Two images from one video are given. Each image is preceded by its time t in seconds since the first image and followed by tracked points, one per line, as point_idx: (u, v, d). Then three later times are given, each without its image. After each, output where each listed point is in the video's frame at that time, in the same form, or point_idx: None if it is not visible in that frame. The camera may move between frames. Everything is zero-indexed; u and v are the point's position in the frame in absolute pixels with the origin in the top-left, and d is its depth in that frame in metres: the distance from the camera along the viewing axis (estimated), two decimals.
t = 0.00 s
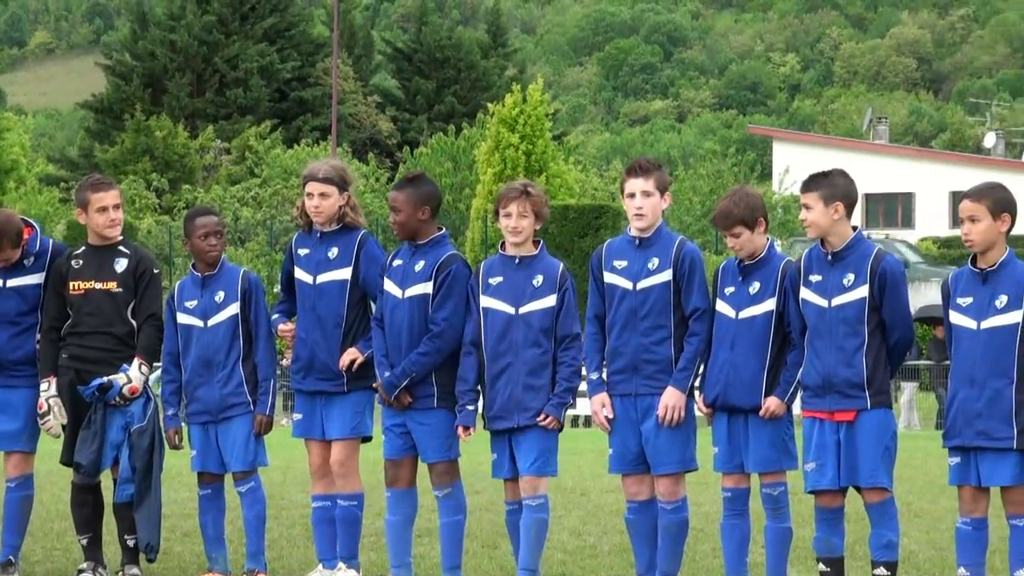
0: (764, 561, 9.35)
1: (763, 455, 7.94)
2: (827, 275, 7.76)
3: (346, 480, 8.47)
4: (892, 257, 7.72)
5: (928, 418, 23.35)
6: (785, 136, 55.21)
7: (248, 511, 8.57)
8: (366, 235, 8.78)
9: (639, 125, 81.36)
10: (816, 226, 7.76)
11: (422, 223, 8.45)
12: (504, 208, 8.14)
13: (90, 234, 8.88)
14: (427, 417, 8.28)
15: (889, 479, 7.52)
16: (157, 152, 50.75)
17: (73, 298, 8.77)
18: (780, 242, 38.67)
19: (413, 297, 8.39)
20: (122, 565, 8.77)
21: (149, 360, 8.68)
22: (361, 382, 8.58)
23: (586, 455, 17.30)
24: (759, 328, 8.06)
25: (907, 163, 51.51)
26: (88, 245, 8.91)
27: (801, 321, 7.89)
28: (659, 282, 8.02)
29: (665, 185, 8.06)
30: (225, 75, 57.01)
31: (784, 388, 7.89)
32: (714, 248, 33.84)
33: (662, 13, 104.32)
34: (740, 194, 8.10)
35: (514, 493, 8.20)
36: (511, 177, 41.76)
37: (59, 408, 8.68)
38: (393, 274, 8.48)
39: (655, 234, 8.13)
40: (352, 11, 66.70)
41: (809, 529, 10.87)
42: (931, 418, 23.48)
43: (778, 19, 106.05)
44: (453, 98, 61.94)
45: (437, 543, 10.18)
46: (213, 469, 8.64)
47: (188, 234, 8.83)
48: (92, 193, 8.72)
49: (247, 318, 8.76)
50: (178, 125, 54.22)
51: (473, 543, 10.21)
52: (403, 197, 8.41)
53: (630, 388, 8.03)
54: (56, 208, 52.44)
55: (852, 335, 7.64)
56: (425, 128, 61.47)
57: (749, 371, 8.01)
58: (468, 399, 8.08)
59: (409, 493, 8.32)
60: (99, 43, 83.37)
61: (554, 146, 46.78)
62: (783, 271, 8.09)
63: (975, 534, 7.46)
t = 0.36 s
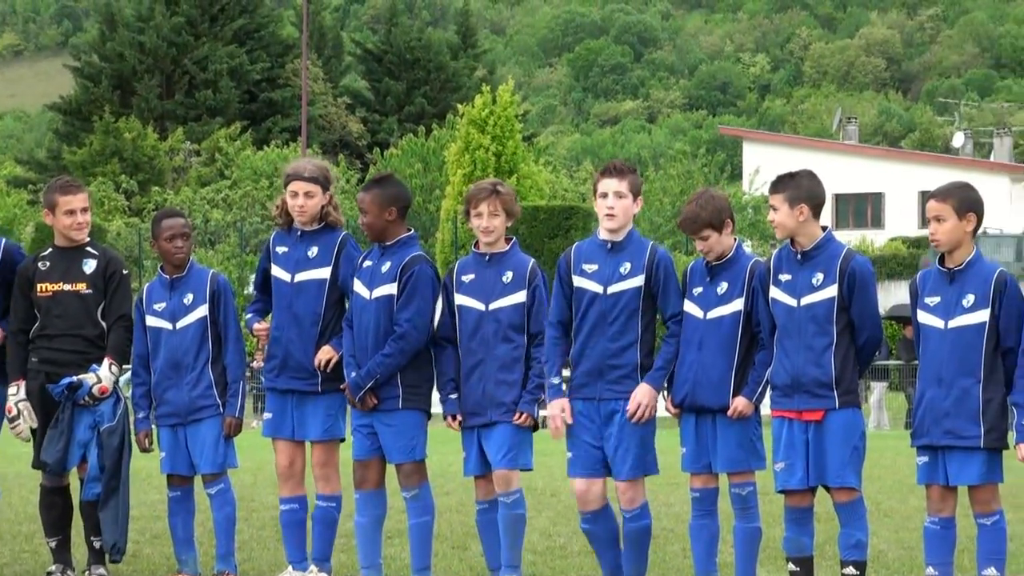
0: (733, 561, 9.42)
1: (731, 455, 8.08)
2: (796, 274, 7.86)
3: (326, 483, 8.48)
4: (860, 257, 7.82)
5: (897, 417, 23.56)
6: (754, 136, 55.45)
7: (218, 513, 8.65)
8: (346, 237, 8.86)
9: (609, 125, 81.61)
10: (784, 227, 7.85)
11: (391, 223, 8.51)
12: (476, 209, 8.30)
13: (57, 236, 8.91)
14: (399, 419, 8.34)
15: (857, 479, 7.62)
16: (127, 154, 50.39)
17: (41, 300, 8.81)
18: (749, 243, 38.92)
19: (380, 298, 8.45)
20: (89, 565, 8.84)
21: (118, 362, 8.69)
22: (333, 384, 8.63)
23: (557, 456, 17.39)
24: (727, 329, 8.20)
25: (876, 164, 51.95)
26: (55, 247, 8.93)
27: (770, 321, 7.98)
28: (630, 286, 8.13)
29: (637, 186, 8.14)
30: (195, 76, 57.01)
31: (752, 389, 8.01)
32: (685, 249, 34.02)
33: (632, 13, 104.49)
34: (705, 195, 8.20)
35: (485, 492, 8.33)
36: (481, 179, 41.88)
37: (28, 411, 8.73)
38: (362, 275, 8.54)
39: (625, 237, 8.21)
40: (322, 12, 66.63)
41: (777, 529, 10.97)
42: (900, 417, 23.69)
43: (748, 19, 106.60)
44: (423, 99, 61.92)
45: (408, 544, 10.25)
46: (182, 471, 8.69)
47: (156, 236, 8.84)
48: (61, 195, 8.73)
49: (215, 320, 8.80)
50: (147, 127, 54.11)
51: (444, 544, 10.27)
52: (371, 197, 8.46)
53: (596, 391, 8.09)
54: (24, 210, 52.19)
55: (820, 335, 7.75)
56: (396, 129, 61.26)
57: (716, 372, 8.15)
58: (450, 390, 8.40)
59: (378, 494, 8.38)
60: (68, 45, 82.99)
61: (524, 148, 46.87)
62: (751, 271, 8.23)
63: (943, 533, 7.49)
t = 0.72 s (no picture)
0: (707, 559, 9.41)
1: (705, 453, 8.12)
2: (769, 271, 7.88)
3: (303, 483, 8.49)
4: (832, 254, 7.84)
5: (870, 413, 23.69)
6: (728, 134, 55.47)
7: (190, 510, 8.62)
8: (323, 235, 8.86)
9: (582, 123, 81.62)
10: (757, 224, 7.88)
11: (360, 221, 8.46)
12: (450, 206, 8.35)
13: (35, 231, 8.90)
14: (372, 416, 8.32)
15: (830, 477, 7.62)
16: (98, 152, 50.17)
17: (15, 296, 8.80)
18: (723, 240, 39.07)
19: (347, 299, 8.43)
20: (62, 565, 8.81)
21: (83, 358, 8.57)
22: (306, 382, 8.60)
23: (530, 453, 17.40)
24: (700, 325, 8.26)
25: (847, 162, 52.17)
26: (33, 243, 8.92)
27: (743, 318, 8.01)
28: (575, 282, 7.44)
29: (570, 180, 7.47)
30: (168, 74, 56.49)
31: (724, 385, 8.03)
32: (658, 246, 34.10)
33: (604, 11, 104.51)
34: (678, 190, 8.25)
35: (458, 491, 8.26)
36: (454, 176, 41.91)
37: None
38: (326, 274, 8.50)
39: (568, 231, 7.52)
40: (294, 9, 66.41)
41: (751, 527, 10.96)
42: (873, 414, 23.82)
43: (720, 17, 106.96)
44: (396, 97, 61.89)
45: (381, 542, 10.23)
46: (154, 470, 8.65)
47: (129, 234, 8.79)
48: (40, 188, 8.69)
49: (188, 319, 8.78)
50: (119, 124, 53.94)
51: (417, 542, 10.27)
52: (339, 197, 8.38)
53: (540, 383, 7.33)
54: None
55: (792, 331, 7.76)
56: (368, 127, 61.58)
57: (689, 371, 8.19)
58: (421, 393, 8.41)
59: (350, 491, 8.35)
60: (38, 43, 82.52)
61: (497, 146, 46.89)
62: (723, 268, 8.29)
63: (915, 530, 7.51)
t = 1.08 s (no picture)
0: (680, 555, 9.42)
1: (678, 449, 8.14)
2: (743, 268, 7.89)
3: (278, 477, 8.48)
4: (806, 250, 7.86)
5: (843, 409, 23.80)
6: (702, 131, 55.39)
7: (165, 508, 8.61)
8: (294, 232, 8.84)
9: (557, 119, 81.68)
10: (734, 220, 7.85)
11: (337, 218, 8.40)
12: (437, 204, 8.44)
13: None
14: (359, 410, 8.32)
15: (804, 473, 7.65)
16: (71, 148, 49.76)
17: None
18: (697, 237, 39.20)
19: (330, 299, 8.38)
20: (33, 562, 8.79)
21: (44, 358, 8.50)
22: (278, 381, 8.55)
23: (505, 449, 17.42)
24: (673, 320, 8.27)
25: (819, 159, 52.38)
26: None
27: (717, 315, 8.02)
28: (497, 262, 7.19)
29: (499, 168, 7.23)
30: (141, 71, 56.48)
31: (698, 381, 8.05)
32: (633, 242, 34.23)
33: (578, 7, 104.56)
34: (657, 184, 8.24)
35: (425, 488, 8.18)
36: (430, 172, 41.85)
37: None
38: (297, 271, 8.43)
39: (495, 213, 7.27)
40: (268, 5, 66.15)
41: (725, 523, 11.00)
42: (846, 410, 23.92)
43: (695, 14, 107.26)
44: (370, 94, 61.87)
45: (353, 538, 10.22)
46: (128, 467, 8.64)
47: (96, 232, 8.71)
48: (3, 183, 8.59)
49: (162, 316, 8.75)
50: (92, 120, 53.59)
51: (389, 538, 10.26)
52: (318, 198, 8.26)
53: (448, 359, 7.07)
54: None
55: (766, 328, 7.77)
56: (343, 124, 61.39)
57: (663, 366, 8.21)
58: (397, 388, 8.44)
59: (327, 489, 8.33)
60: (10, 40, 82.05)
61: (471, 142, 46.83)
62: (696, 264, 8.30)
63: (888, 525, 7.55)
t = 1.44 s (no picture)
0: (656, 554, 9.42)
1: (653, 447, 8.15)
2: (720, 266, 7.90)
3: (240, 474, 8.42)
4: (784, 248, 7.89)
5: (819, 407, 23.89)
6: (679, 129, 55.37)
7: (140, 506, 8.56)
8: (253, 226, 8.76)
9: (533, 118, 81.71)
10: (713, 220, 7.85)
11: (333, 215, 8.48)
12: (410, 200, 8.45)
13: None
14: (336, 410, 8.32)
15: (782, 472, 7.68)
16: (47, 146, 49.44)
17: None
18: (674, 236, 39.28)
19: (318, 295, 8.42)
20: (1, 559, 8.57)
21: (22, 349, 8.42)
22: (248, 376, 8.51)
23: (481, 448, 17.39)
24: (647, 321, 8.27)
25: (795, 158, 52.55)
26: None
27: (694, 313, 8.03)
28: (452, 258, 7.16)
29: (468, 166, 7.20)
30: (117, 69, 56.28)
31: (673, 380, 8.06)
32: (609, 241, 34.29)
33: (555, 6, 104.64)
34: (636, 180, 8.26)
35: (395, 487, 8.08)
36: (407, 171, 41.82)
37: None
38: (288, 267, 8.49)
39: (457, 210, 7.24)
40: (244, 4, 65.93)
41: (701, 521, 11.00)
42: (822, 409, 24.01)
43: (671, 12, 107.57)
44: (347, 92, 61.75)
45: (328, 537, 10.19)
46: (104, 463, 8.58)
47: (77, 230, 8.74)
48: None
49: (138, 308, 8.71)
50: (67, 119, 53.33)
51: (365, 538, 10.23)
52: (321, 185, 8.38)
53: (404, 357, 7.10)
54: None
55: (742, 326, 7.78)
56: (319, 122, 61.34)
57: (637, 364, 8.22)
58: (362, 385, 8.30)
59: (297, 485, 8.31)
60: None
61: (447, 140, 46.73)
62: (671, 264, 8.31)
63: (863, 524, 7.56)
